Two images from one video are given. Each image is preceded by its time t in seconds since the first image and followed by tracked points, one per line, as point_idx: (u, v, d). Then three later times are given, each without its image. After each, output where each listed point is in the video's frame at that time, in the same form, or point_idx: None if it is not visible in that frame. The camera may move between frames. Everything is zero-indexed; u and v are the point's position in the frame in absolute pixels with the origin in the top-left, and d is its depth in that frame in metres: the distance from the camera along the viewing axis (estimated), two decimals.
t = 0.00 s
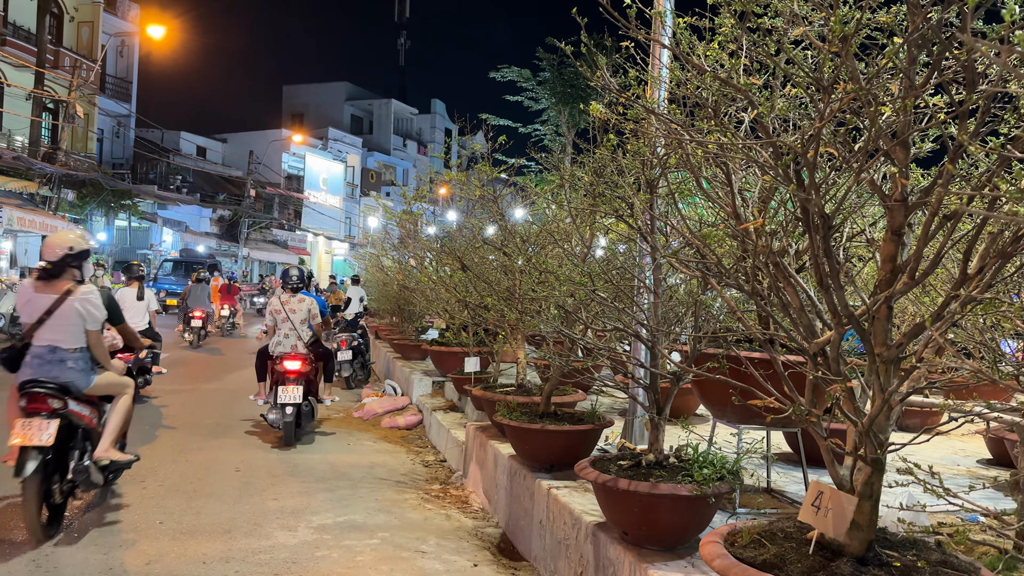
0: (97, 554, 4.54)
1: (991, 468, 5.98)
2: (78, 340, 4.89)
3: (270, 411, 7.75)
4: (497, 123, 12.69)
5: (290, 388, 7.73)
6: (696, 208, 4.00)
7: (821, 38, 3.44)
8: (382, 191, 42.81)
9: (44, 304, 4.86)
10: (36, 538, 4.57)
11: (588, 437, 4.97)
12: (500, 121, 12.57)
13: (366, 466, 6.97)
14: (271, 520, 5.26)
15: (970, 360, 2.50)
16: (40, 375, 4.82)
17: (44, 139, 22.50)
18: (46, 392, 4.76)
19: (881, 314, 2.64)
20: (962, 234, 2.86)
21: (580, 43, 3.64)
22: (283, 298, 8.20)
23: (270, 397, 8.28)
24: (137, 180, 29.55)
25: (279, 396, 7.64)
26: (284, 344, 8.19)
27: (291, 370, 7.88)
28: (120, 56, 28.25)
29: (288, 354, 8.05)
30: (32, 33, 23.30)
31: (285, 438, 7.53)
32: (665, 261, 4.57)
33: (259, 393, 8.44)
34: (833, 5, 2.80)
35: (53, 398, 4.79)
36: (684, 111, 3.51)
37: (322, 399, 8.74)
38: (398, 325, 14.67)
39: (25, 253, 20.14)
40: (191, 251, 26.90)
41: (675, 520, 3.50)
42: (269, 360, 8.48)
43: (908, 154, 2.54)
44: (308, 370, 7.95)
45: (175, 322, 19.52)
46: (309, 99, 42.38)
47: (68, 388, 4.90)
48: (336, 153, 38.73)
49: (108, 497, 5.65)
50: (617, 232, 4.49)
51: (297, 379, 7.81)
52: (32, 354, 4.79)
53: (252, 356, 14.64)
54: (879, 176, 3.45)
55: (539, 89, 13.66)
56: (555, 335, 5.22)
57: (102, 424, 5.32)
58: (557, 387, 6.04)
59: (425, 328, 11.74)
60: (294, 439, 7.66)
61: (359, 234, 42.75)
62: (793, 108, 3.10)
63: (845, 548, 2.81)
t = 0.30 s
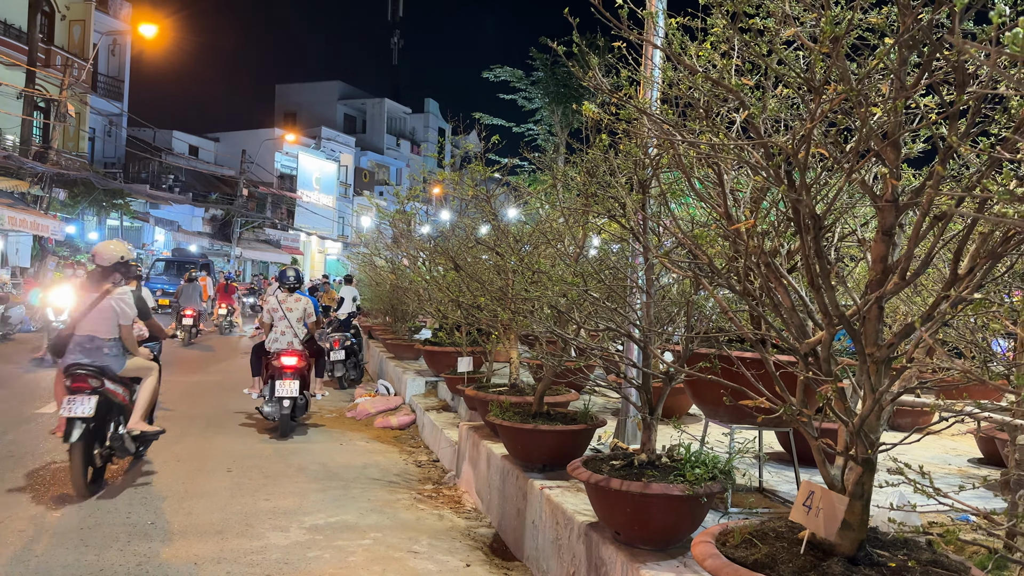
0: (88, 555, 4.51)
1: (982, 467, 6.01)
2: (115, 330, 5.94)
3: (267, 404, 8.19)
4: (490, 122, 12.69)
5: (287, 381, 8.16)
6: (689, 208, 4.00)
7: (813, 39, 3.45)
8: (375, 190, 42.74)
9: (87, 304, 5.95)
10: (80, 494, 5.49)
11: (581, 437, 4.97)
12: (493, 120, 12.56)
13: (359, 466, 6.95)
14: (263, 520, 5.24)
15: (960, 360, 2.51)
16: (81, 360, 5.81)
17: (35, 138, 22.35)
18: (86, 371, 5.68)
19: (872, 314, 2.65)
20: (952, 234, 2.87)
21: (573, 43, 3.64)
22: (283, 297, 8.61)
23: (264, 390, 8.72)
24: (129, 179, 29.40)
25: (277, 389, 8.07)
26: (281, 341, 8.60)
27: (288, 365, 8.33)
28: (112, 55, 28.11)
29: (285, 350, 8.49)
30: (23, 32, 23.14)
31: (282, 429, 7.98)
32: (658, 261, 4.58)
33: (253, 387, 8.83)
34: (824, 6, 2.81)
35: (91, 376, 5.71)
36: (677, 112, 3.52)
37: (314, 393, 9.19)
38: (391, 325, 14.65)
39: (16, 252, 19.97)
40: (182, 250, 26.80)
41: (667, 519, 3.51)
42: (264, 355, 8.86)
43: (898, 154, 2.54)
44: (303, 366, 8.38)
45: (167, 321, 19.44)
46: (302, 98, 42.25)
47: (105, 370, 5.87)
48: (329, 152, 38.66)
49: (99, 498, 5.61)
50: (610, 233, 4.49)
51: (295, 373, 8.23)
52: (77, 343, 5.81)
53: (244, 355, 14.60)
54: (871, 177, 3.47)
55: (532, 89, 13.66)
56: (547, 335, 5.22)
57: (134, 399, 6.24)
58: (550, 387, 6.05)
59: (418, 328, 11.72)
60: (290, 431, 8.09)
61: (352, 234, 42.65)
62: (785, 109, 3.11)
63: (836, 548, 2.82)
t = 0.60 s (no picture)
0: (79, 556, 4.49)
1: (974, 466, 6.05)
2: (138, 323, 6.91)
3: (261, 397, 8.50)
4: (485, 122, 12.67)
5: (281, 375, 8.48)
6: (682, 208, 4.01)
7: (805, 39, 3.46)
8: (370, 190, 42.70)
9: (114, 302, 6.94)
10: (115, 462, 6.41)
11: (574, 436, 4.97)
12: (487, 120, 12.54)
13: (353, 466, 6.94)
14: (256, 520, 5.22)
15: (952, 360, 2.51)
16: (112, 349, 6.78)
17: (28, 138, 22.23)
18: (117, 358, 6.65)
19: (863, 313, 2.66)
20: (943, 234, 2.87)
21: (566, 42, 3.63)
22: (277, 294, 8.86)
23: (258, 383, 8.99)
24: (123, 178, 29.30)
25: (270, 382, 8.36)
26: (276, 337, 8.87)
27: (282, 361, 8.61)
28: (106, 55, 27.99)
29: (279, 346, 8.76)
30: (15, 31, 23.00)
31: (275, 420, 8.29)
32: (651, 261, 4.59)
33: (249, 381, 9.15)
34: (816, 6, 2.80)
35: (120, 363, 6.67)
36: (669, 111, 3.52)
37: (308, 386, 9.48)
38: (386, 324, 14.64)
39: (9, 251, 19.89)
40: (176, 250, 26.73)
41: (660, 518, 3.51)
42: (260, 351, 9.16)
43: (890, 154, 2.54)
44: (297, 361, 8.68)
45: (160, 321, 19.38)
46: (297, 97, 42.15)
47: (132, 357, 6.85)
48: (324, 152, 38.60)
49: (91, 499, 5.59)
50: (603, 232, 4.49)
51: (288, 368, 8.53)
52: (108, 334, 6.79)
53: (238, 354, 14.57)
54: (863, 176, 3.48)
55: (527, 88, 13.65)
56: (541, 334, 5.22)
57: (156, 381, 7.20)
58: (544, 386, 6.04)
59: (412, 328, 11.72)
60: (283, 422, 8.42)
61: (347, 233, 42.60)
62: (777, 109, 3.10)
63: (828, 547, 2.83)
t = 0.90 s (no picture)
0: (73, 556, 4.47)
1: (969, 465, 6.06)
2: (156, 316, 7.60)
3: (257, 390, 8.82)
4: (481, 122, 12.65)
5: (276, 370, 8.80)
6: (677, 206, 4.01)
7: (801, 38, 3.46)
8: (367, 189, 42.64)
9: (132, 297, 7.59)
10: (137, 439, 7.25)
11: (570, 435, 4.97)
12: (483, 119, 12.53)
13: (349, 465, 6.92)
14: (251, 520, 5.20)
15: (946, 358, 2.51)
16: (133, 339, 7.46)
17: (22, 137, 22.14)
18: (139, 347, 7.32)
19: (858, 312, 2.66)
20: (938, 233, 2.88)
21: (562, 42, 3.63)
22: (272, 294, 9.07)
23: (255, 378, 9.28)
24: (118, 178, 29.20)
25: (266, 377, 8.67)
26: (271, 335, 9.16)
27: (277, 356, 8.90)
28: (101, 54, 27.89)
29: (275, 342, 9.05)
30: (10, 30, 22.89)
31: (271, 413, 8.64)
32: (647, 260, 4.58)
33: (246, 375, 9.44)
34: (812, 5, 2.80)
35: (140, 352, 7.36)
36: (665, 111, 3.52)
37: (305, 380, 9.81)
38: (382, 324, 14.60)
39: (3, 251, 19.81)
40: (171, 250, 26.65)
41: (656, 517, 3.51)
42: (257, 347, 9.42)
43: (885, 153, 2.55)
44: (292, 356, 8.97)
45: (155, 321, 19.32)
46: (293, 97, 42.06)
47: (152, 346, 7.53)
48: (320, 151, 38.53)
49: (85, 499, 5.56)
50: (599, 231, 4.49)
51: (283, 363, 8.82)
52: (129, 326, 7.47)
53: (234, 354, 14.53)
54: (859, 175, 3.48)
55: (523, 87, 13.64)
56: (537, 333, 5.22)
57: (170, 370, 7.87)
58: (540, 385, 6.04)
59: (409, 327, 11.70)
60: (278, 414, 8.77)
61: (343, 233, 42.54)
62: (772, 108, 3.11)
63: (823, 545, 2.83)
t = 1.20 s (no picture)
0: (69, 556, 4.45)
1: (966, 464, 6.08)
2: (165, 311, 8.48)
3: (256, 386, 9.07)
4: (478, 122, 12.64)
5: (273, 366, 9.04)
6: (674, 205, 4.01)
7: (797, 37, 3.46)
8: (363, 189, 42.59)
9: (145, 294, 8.49)
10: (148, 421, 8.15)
11: (566, 434, 4.97)
12: (480, 119, 12.51)
13: (345, 465, 6.90)
14: (247, 520, 5.19)
15: (944, 357, 2.51)
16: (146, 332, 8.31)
17: (17, 136, 22.05)
18: (152, 338, 8.16)
19: (856, 311, 2.66)
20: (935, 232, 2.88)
21: (559, 41, 3.62)
22: (266, 292, 9.29)
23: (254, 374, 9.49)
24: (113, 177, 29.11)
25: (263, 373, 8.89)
26: (268, 332, 9.40)
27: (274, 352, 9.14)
28: (96, 53, 27.80)
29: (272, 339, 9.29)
30: (5, 29, 22.80)
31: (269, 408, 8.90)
32: (644, 259, 4.58)
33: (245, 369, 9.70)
34: (809, 5, 2.81)
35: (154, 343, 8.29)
36: (662, 111, 3.53)
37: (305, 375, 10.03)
38: (378, 323, 14.59)
39: None
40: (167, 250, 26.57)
41: (653, 516, 3.51)
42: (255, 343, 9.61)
43: (882, 152, 2.55)
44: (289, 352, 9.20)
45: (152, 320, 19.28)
46: (289, 96, 41.97)
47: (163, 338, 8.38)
48: (315, 151, 38.47)
49: (81, 499, 5.54)
50: (596, 231, 4.49)
51: (280, 359, 9.04)
52: (142, 320, 8.32)
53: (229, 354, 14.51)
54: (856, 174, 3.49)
55: (519, 87, 13.64)
56: (534, 333, 5.22)
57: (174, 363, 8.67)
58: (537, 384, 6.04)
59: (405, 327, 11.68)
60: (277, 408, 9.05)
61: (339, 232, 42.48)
62: (769, 107, 3.11)
63: (821, 544, 2.82)
